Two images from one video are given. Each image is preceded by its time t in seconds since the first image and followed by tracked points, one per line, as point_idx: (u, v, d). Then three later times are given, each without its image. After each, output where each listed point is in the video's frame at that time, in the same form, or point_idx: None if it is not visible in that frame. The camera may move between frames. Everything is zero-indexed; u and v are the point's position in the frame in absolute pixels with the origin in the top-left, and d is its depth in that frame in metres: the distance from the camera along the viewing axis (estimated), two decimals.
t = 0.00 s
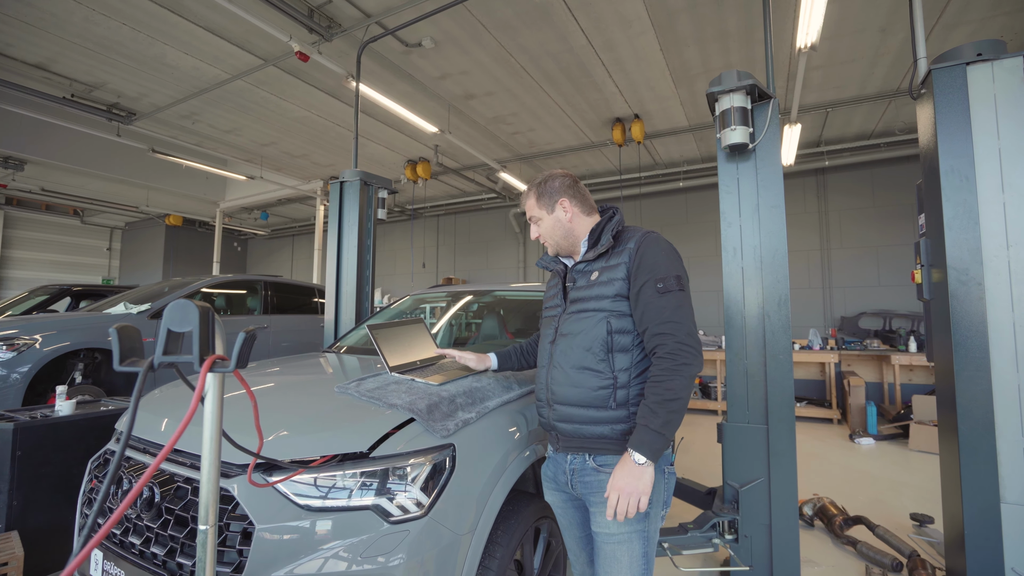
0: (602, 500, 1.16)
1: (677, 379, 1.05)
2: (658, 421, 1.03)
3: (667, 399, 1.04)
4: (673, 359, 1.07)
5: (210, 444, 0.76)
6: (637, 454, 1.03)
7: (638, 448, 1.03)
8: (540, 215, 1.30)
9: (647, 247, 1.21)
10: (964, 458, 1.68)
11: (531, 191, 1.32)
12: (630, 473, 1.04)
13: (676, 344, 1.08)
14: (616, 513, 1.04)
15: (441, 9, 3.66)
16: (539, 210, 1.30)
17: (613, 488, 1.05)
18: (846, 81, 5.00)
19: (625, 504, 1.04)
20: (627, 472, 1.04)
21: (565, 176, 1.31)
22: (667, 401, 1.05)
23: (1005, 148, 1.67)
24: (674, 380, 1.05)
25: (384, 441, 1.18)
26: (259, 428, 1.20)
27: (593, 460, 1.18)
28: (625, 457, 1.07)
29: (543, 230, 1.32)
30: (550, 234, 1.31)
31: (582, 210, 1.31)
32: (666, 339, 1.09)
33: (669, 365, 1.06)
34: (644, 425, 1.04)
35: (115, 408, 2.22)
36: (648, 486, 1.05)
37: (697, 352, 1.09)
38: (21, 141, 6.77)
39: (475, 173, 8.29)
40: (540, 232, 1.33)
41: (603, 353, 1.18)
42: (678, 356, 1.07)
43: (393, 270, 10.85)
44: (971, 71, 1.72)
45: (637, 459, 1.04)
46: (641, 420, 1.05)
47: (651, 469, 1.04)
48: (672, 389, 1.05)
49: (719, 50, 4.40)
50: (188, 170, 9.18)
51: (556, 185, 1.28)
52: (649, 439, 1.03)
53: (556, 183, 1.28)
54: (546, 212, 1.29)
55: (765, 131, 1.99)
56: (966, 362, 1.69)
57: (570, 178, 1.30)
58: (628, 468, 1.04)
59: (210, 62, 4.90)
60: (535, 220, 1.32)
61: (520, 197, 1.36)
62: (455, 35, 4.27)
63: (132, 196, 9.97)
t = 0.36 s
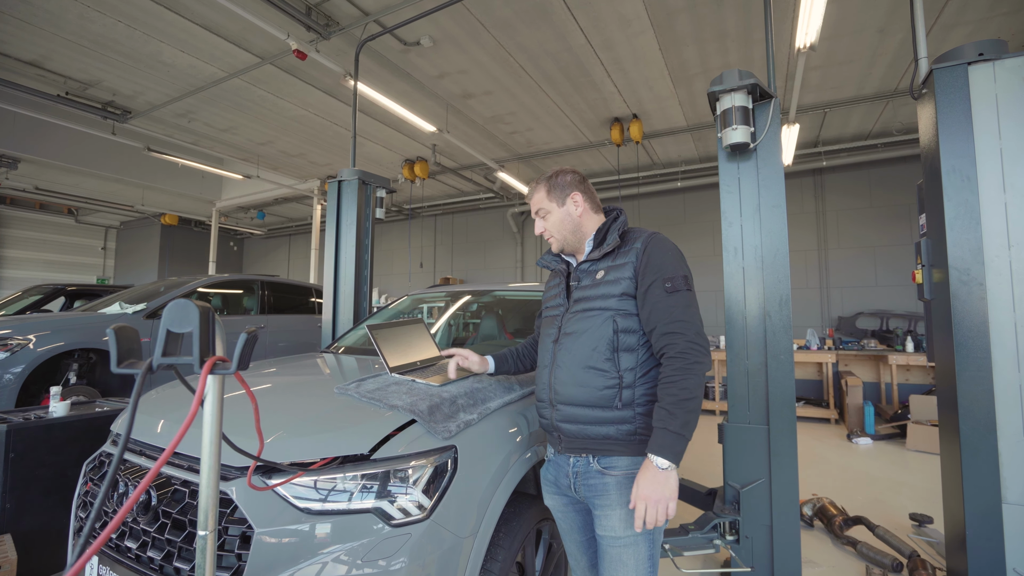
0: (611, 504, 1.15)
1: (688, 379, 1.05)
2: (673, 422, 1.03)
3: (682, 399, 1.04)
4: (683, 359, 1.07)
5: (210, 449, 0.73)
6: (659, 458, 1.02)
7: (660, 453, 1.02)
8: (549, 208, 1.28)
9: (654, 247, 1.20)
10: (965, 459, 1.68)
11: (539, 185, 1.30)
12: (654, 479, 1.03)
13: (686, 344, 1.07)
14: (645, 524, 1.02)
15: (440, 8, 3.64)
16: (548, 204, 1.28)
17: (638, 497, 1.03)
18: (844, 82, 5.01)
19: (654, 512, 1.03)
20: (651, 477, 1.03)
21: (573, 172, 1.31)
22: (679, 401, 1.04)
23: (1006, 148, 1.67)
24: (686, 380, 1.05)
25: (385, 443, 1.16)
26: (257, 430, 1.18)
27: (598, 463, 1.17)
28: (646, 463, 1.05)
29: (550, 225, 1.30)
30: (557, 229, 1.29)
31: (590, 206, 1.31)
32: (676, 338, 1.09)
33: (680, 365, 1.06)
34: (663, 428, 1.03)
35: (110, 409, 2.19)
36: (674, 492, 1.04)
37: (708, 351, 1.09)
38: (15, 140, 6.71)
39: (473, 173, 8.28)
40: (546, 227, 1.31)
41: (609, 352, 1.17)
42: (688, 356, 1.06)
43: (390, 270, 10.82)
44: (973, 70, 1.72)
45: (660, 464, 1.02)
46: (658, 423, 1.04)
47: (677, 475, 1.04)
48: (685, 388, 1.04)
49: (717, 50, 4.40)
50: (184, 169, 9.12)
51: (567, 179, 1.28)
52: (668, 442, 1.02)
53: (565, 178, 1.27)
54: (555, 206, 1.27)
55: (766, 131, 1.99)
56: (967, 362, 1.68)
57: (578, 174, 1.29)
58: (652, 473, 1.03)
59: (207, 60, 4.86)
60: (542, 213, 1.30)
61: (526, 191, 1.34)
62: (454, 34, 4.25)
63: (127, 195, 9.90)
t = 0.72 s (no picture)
0: (615, 508, 1.14)
1: (696, 382, 1.04)
2: (680, 425, 1.02)
3: (689, 401, 1.03)
4: (689, 361, 1.06)
5: (204, 453, 0.71)
6: (667, 460, 1.02)
7: (668, 455, 1.01)
8: (550, 209, 1.26)
9: (657, 249, 1.19)
10: (965, 460, 1.67)
11: (538, 185, 1.28)
12: (663, 482, 1.03)
13: (692, 347, 1.07)
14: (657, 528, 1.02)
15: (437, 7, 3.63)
16: (549, 204, 1.26)
17: (647, 500, 1.03)
18: (841, 82, 5.02)
19: (662, 514, 1.03)
20: (659, 478, 1.03)
21: (572, 172, 1.30)
22: (686, 403, 1.04)
23: (1005, 149, 1.67)
24: (692, 383, 1.04)
25: (383, 446, 1.15)
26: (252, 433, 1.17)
27: (602, 466, 1.16)
28: (654, 466, 1.04)
29: (550, 225, 1.28)
30: (558, 230, 1.27)
31: (590, 205, 1.30)
32: (682, 340, 1.08)
33: (687, 368, 1.05)
34: (670, 431, 1.02)
35: (103, 410, 2.16)
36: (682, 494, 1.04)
37: (713, 353, 1.08)
38: (9, 138, 6.65)
39: (470, 173, 8.26)
40: (546, 228, 1.29)
41: (613, 355, 1.15)
42: (694, 359, 1.06)
43: (387, 270, 10.79)
44: (972, 71, 1.72)
45: (668, 466, 1.02)
46: (663, 425, 1.04)
47: (685, 478, 1.04)
48: (693, 391, 1.04)
49: (715, 50, 4.40)
50: (179, 168, 9.07)
51: (567, 178, 1.27)
52: (674, 443, 1.01)
53: (565, 178, 1.26)
54: (557, 206, 1.26)
55: (765, 131, 1.98)
56: (966, 363, 1.68)
57: (576, 175, 1.29)
58: (660, 475, 1.02)
59: (202, 58, 4.83)
60: (542, 214, 1.27)
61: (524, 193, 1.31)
62: (451, 33, 4.23)
63: (122, 194, 9.84)
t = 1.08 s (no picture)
0: (612, 512, 1.13)
1: (692, 386, 1.03)
2: (676, 430, 1.01)
3: (685, 405, 1.02)
4: (685, 365, 1.05)
5: (192, 460, 0.69)
6: (662, 465, 1.01)
7: (663, 459, 1.00)
8: (547, 210, 1.25)
9: (652, 251, 1.19)
10: (961, 460, 1.67)
11: (534, 186, 1.26)
12: (658, 486, 1.01)
13: (688, 350, 1.06)
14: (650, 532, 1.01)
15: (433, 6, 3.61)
16: (546, 205, 1.25)
17: (642, 504, 1.02)
18: (837, 83, 5.03)
19: (657, 519, 1.02)
20: (653, 483, 1.01)
21: (567, 172, 1.30)
22: (683, 408, 1.02)
23: (1002, 149, 1.67)
24: (689, 387, 1.03)
25: (378, 449, 1.14)
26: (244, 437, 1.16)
27: (598, 470, 1.14)
28: (648, 470, 1.03)
29: (547, 227, 1.26)
30: (556, 232, 1.26)
31: (587, 206, 1.30)
32: (678, 344, 1.07)
33: (683, 372, 1.05)
34: (665, 436, 1.01)
35: (95, 412, 2.14)
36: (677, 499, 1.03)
37: (710, 357, 1.08)
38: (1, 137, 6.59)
39: (467, 173, 8.25)
40: (543, 229, 1.27)
41: (608, 359, 1.15)
42: (690, 362, 1.05)
43: (384, 271, 10.76)
44: (968, 72, 1.72)
45: (663, 470, 1.01)
46: (659, 429, 1.03)
47: (680, 482, 1.02)
48: (689, 395, 1.03)
49: (712, 50, 4.40)
50: (174, 168, 9.01)
51: (563, 179, 1.26)
52: (670, 448, 1.00)
53: (561, 179, 1.25)
54: (554, 207, 1.25)
55: (762, 131, 1.97)
56: (963, 364, 1.68)
57: (571, 175, 1.27)
58: (655, 480, 1.01)
59: (197, 57, 4.80)
60: (539, 216, 1.26)
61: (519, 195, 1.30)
62: (447, 33, 4.21)
63: (116, 194, 9.78)
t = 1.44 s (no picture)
0: (607, 515, 1.12)
1: (688, 388, 1.03)
2: (672, 432, 1.01)
3: (680, 407, 1.02)
4: (681, 367, 1.04)
5: (180, 463, 0.67)
6: (656, 467, 1.00)
7: (657, 462, 0.99)
8: (545, 208, 1.24)
9: (648, 251, 1.17)
10: (959, 461, 1.67)
11: (532, 183, 1.24)
12: (652, 489, 1.00)
13: (685, 352, 1.05)
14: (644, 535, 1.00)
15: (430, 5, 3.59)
16: (544, 202, 1.23)
17: (636, 508, 1.01)
18: (834, 83, 5.04)
19: (651, 523, 1.01)
20: (647, 486, 1.00)
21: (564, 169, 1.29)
22: (679, 410, 1.02)
23: (999, 150, 1.67)
24: (684, 389, 1.03)
25: (371, 451, 1.12)
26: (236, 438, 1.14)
27: (593, 472, 1.14)
28: (642, 473, 1.02)
29: (545, 225, 1.25)
30: (554, 230, 1.25)
31: (583, 204, 1.30)
32: (674, 345, 1.06)
33: (679, 373, 1.04)
34: (660, 438, 1.01)
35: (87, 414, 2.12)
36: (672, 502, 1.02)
37: (705, 358, 1.07)
38: None
39: (464, 172, 8.23)
40: (541, 228, 1.26)
41: (604, 360, 1.13)
42: (685, 364, 1.05)
43: (381, 271, 10.73)
44: (966, 72, 1.71)
45: (657, 473, 1.00)
46: (653, 430, 1.02)
47: (674, 484, 1.02)
48: (684, 397, 1.02)
49: (709, 50, 4.40)
50: (169, 167, 8.97)
51: (560, 177, 1.24)
52: (665, 450, 1.00)
53: (558, 176, 1.24)
54: (552, 204, 1.24)
55: (759, 131, 1.97)
56: (961, 365, 1.67)
57: (568, 172, 1.27)
58: (649, 483, 1.00)
59: (193, 56, 4.77)
60: (537, 213, 1.24)
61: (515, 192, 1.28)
62: (444, 32, 4.20)
63: (111, 193, 9.72)
